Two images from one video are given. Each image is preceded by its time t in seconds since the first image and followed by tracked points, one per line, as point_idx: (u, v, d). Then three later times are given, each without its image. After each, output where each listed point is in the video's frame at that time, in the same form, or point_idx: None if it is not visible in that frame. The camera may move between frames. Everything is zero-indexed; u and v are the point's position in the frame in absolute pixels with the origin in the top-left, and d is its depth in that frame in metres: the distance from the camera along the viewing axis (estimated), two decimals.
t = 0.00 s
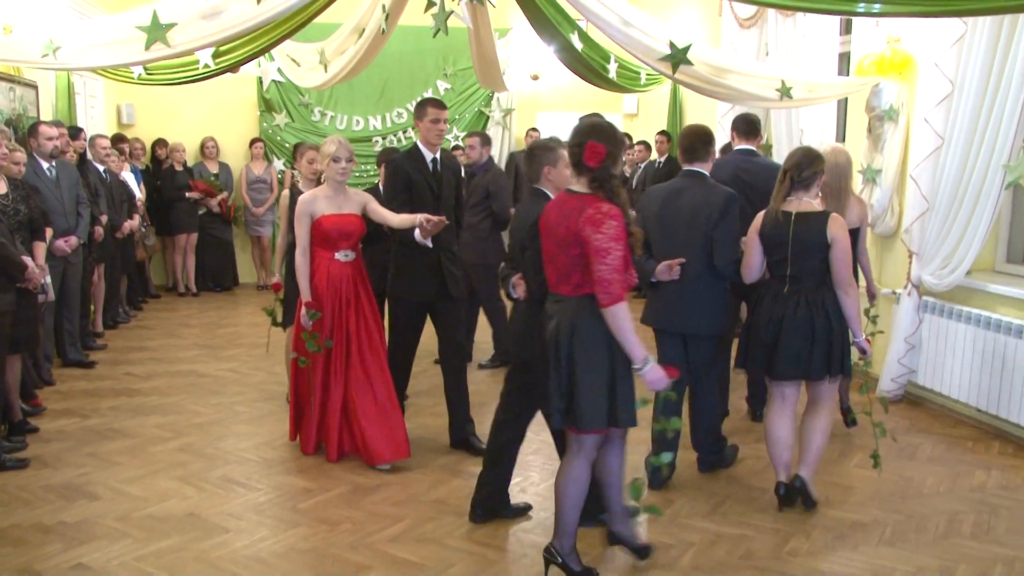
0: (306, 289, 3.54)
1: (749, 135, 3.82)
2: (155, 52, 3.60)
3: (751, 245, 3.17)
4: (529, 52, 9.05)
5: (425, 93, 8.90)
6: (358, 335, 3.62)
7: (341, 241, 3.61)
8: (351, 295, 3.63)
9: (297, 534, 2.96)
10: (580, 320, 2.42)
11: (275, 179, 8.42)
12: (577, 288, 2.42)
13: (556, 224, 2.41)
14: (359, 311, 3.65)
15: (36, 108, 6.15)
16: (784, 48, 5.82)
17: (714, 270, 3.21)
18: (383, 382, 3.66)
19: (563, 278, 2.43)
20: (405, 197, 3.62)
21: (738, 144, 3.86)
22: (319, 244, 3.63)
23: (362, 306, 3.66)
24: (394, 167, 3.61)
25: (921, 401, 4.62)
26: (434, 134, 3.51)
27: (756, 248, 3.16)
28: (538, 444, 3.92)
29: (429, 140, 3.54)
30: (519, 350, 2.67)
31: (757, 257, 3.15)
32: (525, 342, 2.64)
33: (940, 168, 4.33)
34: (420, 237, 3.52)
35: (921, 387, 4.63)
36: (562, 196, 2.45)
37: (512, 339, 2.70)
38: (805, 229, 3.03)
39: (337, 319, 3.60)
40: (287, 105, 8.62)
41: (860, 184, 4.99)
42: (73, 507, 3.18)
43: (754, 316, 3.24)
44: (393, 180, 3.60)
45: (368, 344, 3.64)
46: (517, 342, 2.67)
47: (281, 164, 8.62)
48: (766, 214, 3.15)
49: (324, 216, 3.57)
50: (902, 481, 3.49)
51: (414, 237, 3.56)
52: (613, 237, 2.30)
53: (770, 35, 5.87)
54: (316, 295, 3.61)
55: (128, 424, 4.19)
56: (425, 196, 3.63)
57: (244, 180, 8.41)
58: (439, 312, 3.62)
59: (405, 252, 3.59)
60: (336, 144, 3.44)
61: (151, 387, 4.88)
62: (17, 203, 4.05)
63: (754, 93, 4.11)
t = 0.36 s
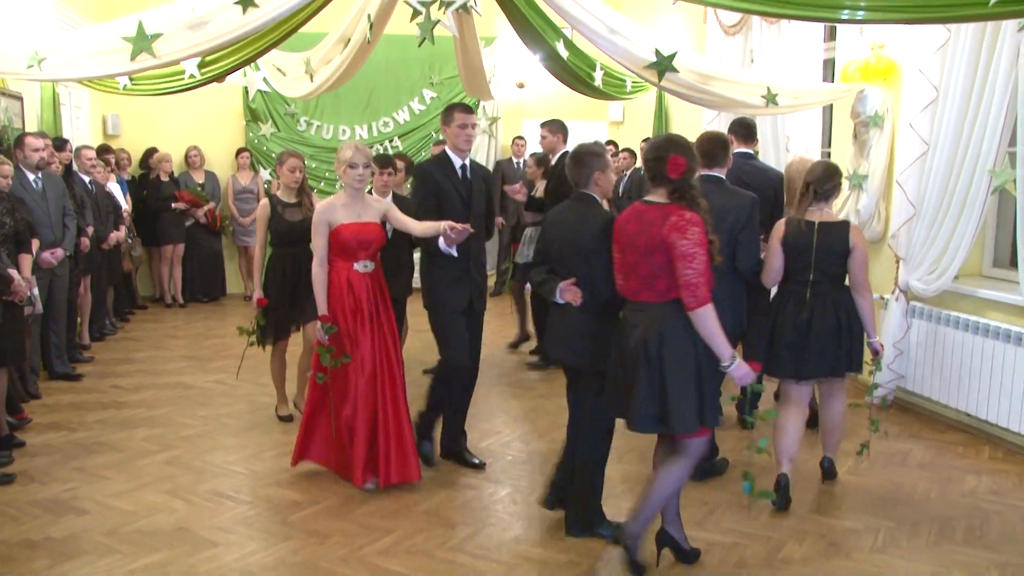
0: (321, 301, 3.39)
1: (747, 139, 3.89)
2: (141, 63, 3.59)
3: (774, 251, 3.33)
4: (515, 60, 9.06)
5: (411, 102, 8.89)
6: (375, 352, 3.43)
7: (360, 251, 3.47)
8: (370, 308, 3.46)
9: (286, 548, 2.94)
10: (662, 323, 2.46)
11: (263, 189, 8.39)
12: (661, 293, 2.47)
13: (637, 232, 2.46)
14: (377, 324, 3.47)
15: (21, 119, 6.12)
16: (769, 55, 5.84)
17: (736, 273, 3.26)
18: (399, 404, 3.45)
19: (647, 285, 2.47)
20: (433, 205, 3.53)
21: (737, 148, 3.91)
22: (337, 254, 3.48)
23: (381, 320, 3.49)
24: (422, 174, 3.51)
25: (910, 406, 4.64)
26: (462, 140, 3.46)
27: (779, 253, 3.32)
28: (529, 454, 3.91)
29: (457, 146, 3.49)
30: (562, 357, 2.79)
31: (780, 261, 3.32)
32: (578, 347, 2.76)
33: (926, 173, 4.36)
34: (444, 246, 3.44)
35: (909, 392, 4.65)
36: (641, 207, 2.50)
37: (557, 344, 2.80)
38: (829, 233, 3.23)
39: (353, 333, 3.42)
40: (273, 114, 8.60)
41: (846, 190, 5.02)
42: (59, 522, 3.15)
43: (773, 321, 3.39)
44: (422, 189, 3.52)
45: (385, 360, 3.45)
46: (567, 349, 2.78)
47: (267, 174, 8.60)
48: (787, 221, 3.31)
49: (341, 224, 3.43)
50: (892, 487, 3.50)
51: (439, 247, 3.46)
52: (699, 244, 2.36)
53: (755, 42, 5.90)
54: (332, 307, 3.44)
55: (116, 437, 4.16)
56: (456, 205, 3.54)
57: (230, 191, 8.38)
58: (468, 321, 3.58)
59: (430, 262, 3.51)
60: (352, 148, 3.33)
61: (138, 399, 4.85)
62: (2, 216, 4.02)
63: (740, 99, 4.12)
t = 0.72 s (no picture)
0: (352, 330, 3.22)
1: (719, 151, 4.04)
2: (139, 79, 3.59)
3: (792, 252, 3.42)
4: (511, 74, 9.08)
5: (408, 116, 8.91)
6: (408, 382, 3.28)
7: (394, 277, 3.30)
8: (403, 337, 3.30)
9: (287, 563, 2.92)
10: (747, 332, 2.64)
11: (260, 204, 8.38)
12: (742, 304, 2.63)
13: (718, 249, 2.61)
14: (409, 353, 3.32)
15: (19, 137, 6.13)
16: (765, 66, 5.87)
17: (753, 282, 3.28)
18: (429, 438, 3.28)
19: (729, 296, 2.64)
20: (465, 225, 3.32)
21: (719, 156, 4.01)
22: (368, 280, 3.30)
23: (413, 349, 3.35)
24: (452, 194, 3.31)
25: (911, 416, 4.63)
26: (496, 159, 3.22)
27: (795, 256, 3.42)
28: (530, 467, 3.89)
29: (491, 165, 3.26)
30: (617, 369, 2.80)
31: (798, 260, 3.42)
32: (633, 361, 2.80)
33: (924, 181, 4.36)
34: (478, 273, 3.22)
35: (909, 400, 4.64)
36: (718, 221, 2.66)
37: (602, 358, 2.85)
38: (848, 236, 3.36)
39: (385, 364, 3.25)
40: (270, 129, 8.64)
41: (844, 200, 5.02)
42: (58, 540, 3.14)
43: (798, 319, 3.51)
44: (453, 208, 3.31)
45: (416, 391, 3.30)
46: (613, 360, 2.82)
47: (265, 189, 8.60)
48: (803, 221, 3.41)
49: (373, 250, 3.26)
50: (895, 496, 3.49)
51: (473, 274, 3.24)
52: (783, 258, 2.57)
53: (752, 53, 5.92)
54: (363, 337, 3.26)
55: (115, 454, 4.14)
56: (489, 226, 3.32)
57: (228, 206, 8.36)
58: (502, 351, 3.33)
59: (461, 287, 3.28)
60: (377, 167, 3.22)
61: (138, 415, 4.84)
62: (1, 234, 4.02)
63: (737, 110, 4.13)
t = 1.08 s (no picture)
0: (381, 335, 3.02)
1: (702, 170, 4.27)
2: (133, 83, 3.57)
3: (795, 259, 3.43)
4: (507, 81, 9.06)
5: (404, 122, 8.92)
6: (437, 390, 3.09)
7: (421, 280, 3.10)
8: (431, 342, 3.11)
9: (281, 569, 2.91)
10: (805, 321, 2.84)
11: (255, 208, 8.36)
12: (801, 295, 2.84)
13: (776, 245, 2.82)
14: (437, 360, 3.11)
15: (13, 141, 6.12)
16: (760, 73, 5.89)
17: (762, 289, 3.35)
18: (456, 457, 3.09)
19: (788, 289, 2.84)
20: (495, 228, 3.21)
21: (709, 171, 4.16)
22: (396, 284, 3.11)
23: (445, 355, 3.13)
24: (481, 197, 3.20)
25: (906, 423, 4.63)
26: (526, 157, 3.15)
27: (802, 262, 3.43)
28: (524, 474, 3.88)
29: (520, 165, 3.18)
30: (658, 359, 3.07)
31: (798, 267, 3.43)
32: (671, 349, 3.06)
33: (919, 189, 4.37)
34: (514, 273, 3.10)
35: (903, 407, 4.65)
36: (776, 218, 2.86)
37: (638, 348, 3.10)
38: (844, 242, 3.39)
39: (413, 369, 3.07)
40: (265, 134, 8.63)
41: (840, 207, 5.04)
42: (51, 546, 3.12)
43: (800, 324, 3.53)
44: (481, 212, 3.21)
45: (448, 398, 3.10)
46: (649, 351, 3.08)
47: (260, 194, 8.59)
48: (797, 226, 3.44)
49: (400, 250, 3.06)
50: (889, 503, 3.49)
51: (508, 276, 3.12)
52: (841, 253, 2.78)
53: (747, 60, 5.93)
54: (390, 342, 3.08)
55: (108, 459, 4.12)
56: (521, 228, 3.21)
57: (223, 211, 8.34)
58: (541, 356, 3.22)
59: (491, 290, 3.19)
60: (406, 168, 3.02)
61: (131, 421, 4.82)
62: None
63: (732, 117, 4.13)
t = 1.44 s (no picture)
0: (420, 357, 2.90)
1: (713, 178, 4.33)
2: (132, 84, 3.57)
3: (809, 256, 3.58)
4: (508, 78, 9.09)
5: (404, 120, 8.91)
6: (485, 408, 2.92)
7: (460, 294, 2.96)
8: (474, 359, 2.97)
9: (282, 569, 2.91)
10: (837, 313, 3.11)
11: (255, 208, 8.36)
12: (832, 290, 3.10)
13: (811, 245, 3.07)
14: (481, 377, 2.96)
15: (12, 142, 6.12)
16: (760, 70, 5.88)
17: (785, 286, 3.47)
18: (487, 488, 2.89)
19: (821, 285, 3.10)
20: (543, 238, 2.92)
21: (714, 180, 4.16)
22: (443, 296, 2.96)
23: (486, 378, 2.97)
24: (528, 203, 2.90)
25: (907, 420, 4.63)
26: (578, 164, 2.86)
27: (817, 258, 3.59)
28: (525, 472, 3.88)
29: (572, 171, 2.89)
30: (697, 354, 3.13)
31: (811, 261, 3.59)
32: (709, 346, 3.13)
33: (920, 186, 4.37)
34: (564, 289, 2.84)
35: (904, 404, 4.66)
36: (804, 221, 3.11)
37: (673, 346, 3.15)
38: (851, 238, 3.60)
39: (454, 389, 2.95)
40: (265, 134, 8.62)
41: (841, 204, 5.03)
42: (52, 546, 3.12)
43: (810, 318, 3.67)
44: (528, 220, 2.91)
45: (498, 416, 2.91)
46: (687, 348, 3.13)
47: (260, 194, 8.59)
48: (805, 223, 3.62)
49: (437, 264, 2.92)
50: (890, 501, 3.48)
51: (558, 293, 2.86)
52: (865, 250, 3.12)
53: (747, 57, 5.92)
54: (431, 361, 2.98)
55: (109, 459, 4.12)
56: (571, 239, 2.92)
57: (223, 211, 8.33)
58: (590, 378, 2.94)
59: (537, 304, 2.92)
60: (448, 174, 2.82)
61: (132, 421, 4.81)
62: None
63: (732, 114, 4.12)
